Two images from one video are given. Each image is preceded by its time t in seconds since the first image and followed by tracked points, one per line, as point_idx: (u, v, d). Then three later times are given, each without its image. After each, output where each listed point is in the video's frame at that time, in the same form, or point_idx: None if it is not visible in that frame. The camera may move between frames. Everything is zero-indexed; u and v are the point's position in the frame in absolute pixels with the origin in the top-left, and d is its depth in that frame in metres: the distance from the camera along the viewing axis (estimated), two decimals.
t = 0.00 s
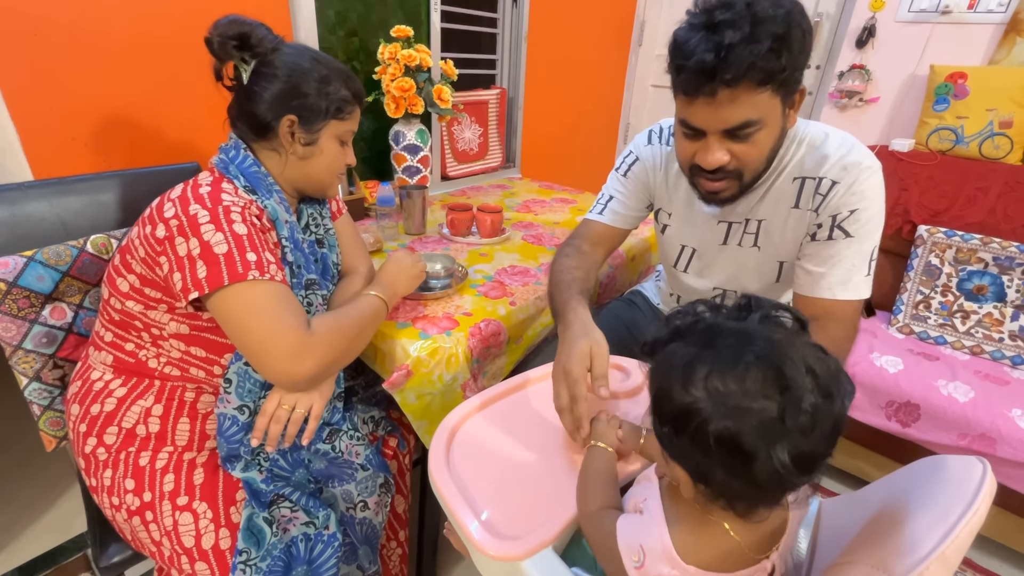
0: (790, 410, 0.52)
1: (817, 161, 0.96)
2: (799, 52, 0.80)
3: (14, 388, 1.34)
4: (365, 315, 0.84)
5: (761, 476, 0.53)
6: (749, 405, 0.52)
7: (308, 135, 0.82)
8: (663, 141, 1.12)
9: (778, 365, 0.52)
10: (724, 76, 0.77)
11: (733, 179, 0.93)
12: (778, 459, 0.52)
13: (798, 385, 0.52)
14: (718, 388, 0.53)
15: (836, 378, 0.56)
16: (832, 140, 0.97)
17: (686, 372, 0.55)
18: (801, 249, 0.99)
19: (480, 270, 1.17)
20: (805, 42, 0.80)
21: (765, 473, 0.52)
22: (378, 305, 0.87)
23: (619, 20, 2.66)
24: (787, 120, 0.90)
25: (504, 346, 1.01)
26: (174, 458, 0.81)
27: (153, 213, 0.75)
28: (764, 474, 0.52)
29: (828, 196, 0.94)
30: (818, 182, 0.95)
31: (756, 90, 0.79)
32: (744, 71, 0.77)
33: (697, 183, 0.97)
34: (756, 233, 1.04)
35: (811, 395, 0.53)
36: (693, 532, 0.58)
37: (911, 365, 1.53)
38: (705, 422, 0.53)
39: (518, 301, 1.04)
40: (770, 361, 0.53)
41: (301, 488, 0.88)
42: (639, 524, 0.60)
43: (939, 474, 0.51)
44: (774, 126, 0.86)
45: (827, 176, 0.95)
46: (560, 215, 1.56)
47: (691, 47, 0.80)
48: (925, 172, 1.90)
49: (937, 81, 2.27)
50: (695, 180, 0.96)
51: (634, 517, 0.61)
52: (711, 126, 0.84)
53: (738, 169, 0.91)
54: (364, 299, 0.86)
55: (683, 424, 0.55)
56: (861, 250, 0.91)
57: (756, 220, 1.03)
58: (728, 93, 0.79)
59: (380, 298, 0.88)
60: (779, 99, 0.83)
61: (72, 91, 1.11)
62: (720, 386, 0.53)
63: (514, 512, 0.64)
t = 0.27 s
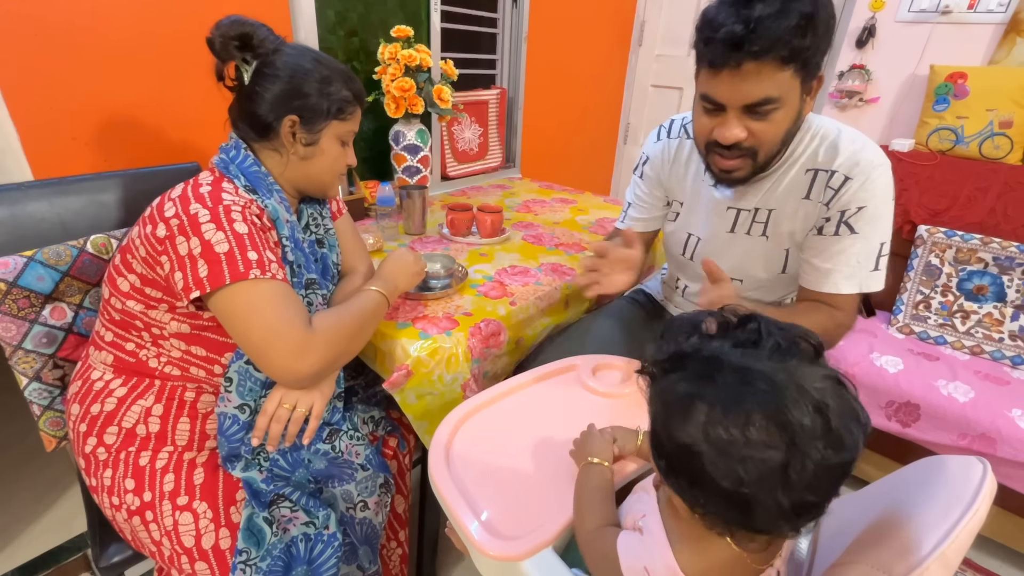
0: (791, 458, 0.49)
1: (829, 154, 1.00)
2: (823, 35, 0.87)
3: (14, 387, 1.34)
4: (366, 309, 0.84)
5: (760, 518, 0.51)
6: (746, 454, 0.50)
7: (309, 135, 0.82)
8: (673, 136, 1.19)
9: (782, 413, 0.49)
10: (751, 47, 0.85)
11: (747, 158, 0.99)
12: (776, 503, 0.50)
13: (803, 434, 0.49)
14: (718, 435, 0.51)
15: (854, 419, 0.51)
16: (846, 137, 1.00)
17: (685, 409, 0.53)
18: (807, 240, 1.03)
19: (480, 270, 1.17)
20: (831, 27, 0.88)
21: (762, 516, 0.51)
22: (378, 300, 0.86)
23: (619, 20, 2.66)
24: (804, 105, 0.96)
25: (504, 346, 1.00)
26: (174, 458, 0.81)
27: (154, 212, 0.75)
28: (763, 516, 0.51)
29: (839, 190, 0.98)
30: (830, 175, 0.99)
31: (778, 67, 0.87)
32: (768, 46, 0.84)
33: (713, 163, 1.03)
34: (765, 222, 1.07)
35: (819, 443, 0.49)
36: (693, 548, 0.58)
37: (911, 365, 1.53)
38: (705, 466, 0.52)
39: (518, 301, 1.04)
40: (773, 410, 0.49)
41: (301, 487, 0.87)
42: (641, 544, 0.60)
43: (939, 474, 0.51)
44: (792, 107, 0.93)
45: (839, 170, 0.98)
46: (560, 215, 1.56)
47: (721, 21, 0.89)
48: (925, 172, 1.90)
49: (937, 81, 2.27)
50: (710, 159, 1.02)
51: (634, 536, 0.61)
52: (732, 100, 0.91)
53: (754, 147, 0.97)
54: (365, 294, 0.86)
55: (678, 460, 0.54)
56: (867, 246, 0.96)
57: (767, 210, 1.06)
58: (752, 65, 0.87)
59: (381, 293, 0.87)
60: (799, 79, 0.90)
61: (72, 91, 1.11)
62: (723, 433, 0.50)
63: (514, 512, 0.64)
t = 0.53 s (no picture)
0: (765, 455, 0.49)
1: (829, 150, 1.05)
2: (825, 28, 0.94)
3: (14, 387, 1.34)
4: (364, 307, 0.84)
5: (715, 495, 0.53)
6: (726, 433, 0.50)
7: (309, 135, 0.82)
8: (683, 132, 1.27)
9: (777, 411, 0.49)
10: (759, 38, 0.92)
11: (753, 146, 1.05)
12: (727, 483, 0.51)
13: (787, 438, 0.49)
14: (708, 403, 0.51)
15: (847, 450, 0.50)
16: (849, 136, 1.05)
17: (695, 372, 0.54)
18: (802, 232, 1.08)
19: (480, 269, 1.17)
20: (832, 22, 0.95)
21: (717, 495, 0.52)
22: (378, 298, 0.87)
23: (619, 19, 2.66)
24: (807, 97, 1.03)
25: (504, 346, 1.00)
26: (174, 458, 0.81)
27: (154, 212, 0.75)
28: (717, 489, 0.52)
29: (833, 186, 1.03)
30: (826, 171, 1.04)
31: (783, 58, 0.94)
32: (775, 37, 0.91)
33: (721, 150, 1.10)
34: (765, 213, 1.13)
35: (798, 454, 0.49)
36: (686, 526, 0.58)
37: (911, 365, 1.53)
38: (683, 423, 0.54)
39: (518, 301, 1.04)
40: (771, 405, 0.49)
41: (301, 487, 0.87)
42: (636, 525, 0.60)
43: (939, 474, 0.51)
44: (796, 97, 1.00)
45: (836, 167, 1.03)
46: (560, 215, 1.56)
47: (730, 16, 0.96)
48: (925, 172, 1.90)
49: (937, 81, 2.27)
50: (719, 146, 1.09)
51: (629, 520, 0.61)
52: (740, 90, 0.99)
53: (760, 135, 1.03)
54: (364, 291, 0.86)
55: (672, 418, 0.55)
56: (856, 240, 1.01)
57: (768, 201, 1.12)
58: (760, 56, 0.94)
59: (380, 291, 0.87)
60: (803, 70, 0.97)
61: (72, 91, 1.11)
62: (712, 401, 0.51)
63: (514, 512, 0.64)
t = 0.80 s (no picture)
0: (774, 422, 0.50)
1: (832, 137, 1.05)
2: (829, 19, 0.95)
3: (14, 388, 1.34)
4: (363, 312, 0.83)
5: (723, 463, 0.53)
6: (736, 398, 0.51)
7: (309, 135, 0.82)
8: (689, 125, 1.30)
9: (789, 380, 0.50)
10: (765, 29, 0.93)
11: (760, 134, 1.06)
12: (734, 451, 0.52)
13: (797, 409, 0.49)
14: (723, 370, 0.52)
15: (855, 426, 0.51)
16: (852, 127, 1.05)
17: (712, 344, 0.54)
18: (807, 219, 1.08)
19: (480, 269, 1.17)
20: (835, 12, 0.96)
21: (726, 462, 0.53)
22: (376, 303, 0.84)
23: (619, 19, 2.66)
24: (811, 88, 1.04)
25: (504, 346, 1.00)
26: (174, 458, 0.81)
27: (153, 211, 0.75)
28: (726, 459, 0.53)
29: (838, 171, 1.02)
30: (831, 157, 1.04)
31: (789, 49, 0.95)
32: (781, 28, 0.92)
33: (729, 140, 1.11)
34: (769, 200, 1.13)
35: (807, 423, 0.50)
36: (696, 513, 0.58)
37: (911, 365, 1.53)
38: (698, 392, 0.54)
39: (518, 301, 1.04)
40: (784, 375, 0.50)
41: (301, 487, 0.87)
42: (646, 515, 0.60)
43: (939, 474, 0.51)
44: (801, 87, 1.00)
45: (840, 153, 1.03)
46: (560, 215, 1.56)
47: (735, 9, 0.97)
48: (925, 172, 1.90)
49: (937, 81, 2.27)
50: (727, 136, 1.10)
51: (640, 510, 0.61)
52: (747, 80, 1.00)
53: (767, 124, 1.04)
54: (363, 298, 0.84)
55: (688, 388, 0.56)
56: (861, 226, 1.00)
57: (772, 188, 1.12)
58: (767, 47, 0.95)
59: (381, 296, 0.85)
60: (808, 60, 0.98)
61: (72, 91, 1.11)
62: (726, 369, 0.52)
63: (514, 511, 0.64)
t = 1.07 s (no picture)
0: (784, 416, 0.50)
1: (833, 134, 1.06)
2: (834, 17, 0.95)
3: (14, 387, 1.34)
4: (362, 323, 0.83)
5: (738, 461, 0.53)
6: (744, 396, 0.51)
7: (305, 132, 0.81)
8: (691, 124, 1.31)
9: (794, 374, 0.50)
10: (774, 29, 0.93)
11: (768, 134, 1.06)
12: (748, 448, 0.52)
13: (805, 401, 0.49)
14: (728, 369, 0.52)
15: (863, 411, 0.51)
16: (853, 123, 1.06)
17: (715, 344, 0.54)
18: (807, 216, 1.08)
19: (480, 269, 1.17)
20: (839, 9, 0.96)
21: (742, 460, 0.53)
22: (377, 313, 0.85)
23: (620, 19, 2.66)
24: (816, 86, 1.04)
25: (504, 346, 1.00)
26: (174, 458, 0.81)
27: (153, 212, 0.75)
28: (738, 456, 0.53)
29: (838, 167, 1.03)
30: (832, 153, 1.04)
31: (796, 48, 0.95)
32: (789, 28, 0.92)
33: (735, 140, 1.11)
34: (771, 198, 1.13)
35: (816, 414, 0.50)
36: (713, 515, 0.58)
37: (911, 365, 1.53)
38: (706, 393, 0.54)
39: (518, 301, 1.04)
40: (789, 369, 0.50)
41: (301, 487, 0.87)
42: (663, 520, 0.59)
43: (939, 474, 0.51)
44: (807, 85, 1.01)
45: (841, 149, 1.04)
46: (560, 215, 1.56)
47: (742, 10, 0.96)
48: (925, 172, 1.90)
49: (937, 81, 2.27)
50: (733, 136, 1.10)
51: (657, 515, 0.61)
52: (754, 81, 0.99)
53: (774, 123, 1.04)
54: (363, 307, 0.84)
55: (695, 390, 0.56)
56: (862, 222, 1.00)
57: (773, 185, 1.12)
58: (775, 47, 0.95)
59: (382, 306, 0.86)
60: (814, 59, 0.98)
61: (72, 92, 1.11)
62: (731, 368, 0.52)
63: (515, 511, 0.64)
